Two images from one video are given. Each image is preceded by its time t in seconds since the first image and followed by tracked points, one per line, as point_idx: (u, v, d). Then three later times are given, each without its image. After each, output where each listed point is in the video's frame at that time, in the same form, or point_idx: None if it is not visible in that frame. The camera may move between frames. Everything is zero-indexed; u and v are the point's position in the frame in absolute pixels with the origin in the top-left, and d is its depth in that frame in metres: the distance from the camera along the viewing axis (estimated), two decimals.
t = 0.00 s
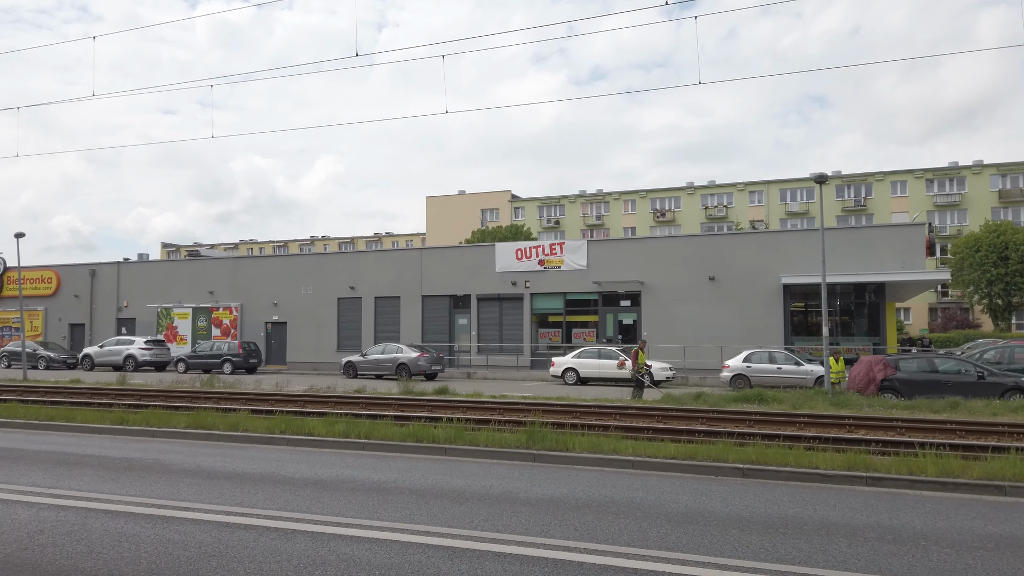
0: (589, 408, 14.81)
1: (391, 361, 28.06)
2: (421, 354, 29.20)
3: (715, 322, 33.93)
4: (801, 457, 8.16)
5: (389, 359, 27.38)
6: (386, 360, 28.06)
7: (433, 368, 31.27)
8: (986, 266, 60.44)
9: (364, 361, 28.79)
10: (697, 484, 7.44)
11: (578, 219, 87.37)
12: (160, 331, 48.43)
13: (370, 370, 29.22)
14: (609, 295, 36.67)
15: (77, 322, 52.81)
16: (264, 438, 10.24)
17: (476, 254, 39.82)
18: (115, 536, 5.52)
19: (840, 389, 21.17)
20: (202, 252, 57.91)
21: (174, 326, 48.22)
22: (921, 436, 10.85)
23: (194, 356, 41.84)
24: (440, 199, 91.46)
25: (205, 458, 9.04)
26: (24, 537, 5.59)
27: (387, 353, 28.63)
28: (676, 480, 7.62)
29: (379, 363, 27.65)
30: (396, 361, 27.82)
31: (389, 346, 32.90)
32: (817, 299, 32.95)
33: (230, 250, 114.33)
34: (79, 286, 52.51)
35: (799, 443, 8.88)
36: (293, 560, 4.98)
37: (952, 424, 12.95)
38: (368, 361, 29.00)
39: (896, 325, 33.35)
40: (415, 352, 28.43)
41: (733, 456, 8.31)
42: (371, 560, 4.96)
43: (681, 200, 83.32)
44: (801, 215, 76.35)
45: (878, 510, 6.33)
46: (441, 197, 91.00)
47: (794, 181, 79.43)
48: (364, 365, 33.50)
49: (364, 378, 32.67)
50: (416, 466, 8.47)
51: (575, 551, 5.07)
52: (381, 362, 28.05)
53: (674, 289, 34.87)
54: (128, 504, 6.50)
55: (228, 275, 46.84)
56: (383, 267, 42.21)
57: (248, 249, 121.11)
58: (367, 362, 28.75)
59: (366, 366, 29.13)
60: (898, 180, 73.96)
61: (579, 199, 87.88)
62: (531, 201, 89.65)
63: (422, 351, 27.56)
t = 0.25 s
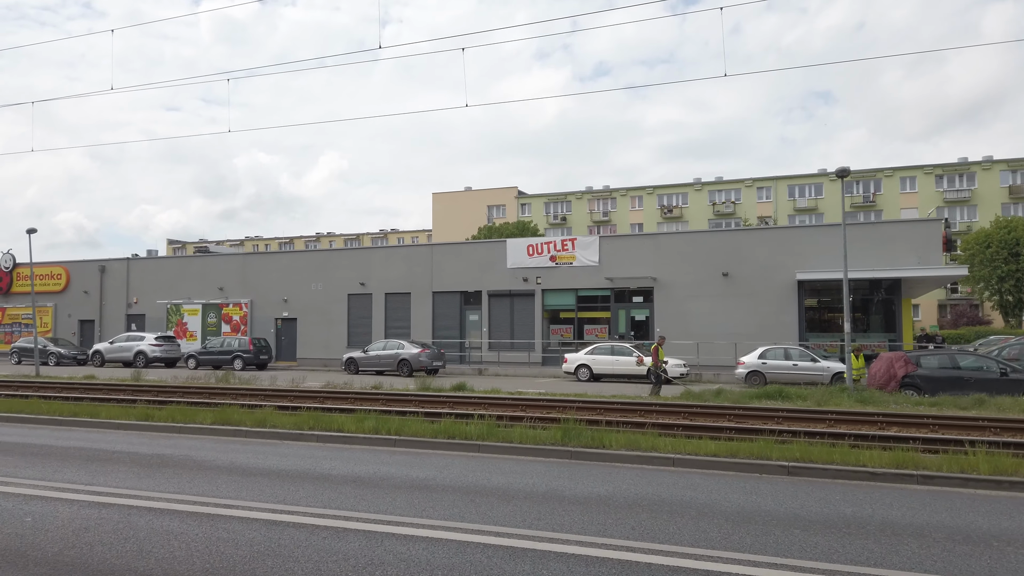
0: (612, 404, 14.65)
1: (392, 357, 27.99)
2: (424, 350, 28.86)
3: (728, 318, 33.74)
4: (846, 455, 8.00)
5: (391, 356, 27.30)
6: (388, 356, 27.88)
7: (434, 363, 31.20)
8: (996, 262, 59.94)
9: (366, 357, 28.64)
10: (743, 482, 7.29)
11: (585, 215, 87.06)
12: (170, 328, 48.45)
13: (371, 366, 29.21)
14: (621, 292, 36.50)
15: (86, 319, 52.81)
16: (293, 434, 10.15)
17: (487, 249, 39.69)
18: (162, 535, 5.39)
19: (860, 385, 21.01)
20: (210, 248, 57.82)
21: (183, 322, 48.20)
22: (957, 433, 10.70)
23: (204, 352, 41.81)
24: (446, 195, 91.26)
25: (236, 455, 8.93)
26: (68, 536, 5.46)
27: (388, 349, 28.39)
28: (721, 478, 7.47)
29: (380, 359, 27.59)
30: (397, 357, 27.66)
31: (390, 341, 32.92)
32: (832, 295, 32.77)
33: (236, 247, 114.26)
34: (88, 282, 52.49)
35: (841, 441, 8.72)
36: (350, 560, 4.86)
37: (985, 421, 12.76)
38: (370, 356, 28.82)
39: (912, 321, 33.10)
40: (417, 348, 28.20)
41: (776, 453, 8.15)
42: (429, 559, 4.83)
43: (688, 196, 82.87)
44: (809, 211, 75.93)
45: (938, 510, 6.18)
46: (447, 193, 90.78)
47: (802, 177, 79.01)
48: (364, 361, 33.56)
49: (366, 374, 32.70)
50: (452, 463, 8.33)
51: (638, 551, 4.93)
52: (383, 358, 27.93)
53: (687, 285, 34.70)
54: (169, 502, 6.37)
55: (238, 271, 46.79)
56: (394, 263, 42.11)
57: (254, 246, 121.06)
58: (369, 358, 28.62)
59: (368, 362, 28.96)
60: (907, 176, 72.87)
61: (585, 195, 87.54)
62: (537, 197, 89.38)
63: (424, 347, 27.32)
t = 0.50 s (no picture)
0: (634, 404, 14.51)
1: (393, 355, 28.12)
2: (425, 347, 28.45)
3: (741, 317, 33.58)
4: (892, 459, 7.84)
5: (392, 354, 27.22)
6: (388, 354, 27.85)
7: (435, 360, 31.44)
8: (1007, 260, 59.30)
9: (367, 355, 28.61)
10: (790, 487, 7.13)
11: (591, 213, 86.71)
12: (179, 326, 48.46)
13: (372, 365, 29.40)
14: (633, 290, 36.33)
15: (95, 317, 52.80)
16: (320, 435, 10.05)
17: (497, 247, 39.54)
18: (208, 543, 5.26)
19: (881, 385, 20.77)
20: (218, 246, 57.76)
21: (193, 320, 48.20)
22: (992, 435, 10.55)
23: (214, 350, 41.75)
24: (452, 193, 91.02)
25: (266, 457, 8.81)
26: (112, 543, 5.34)
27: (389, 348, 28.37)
28: (766, 482, 7.31)
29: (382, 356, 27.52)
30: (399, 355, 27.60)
31: (390, 339, 33.13)
32: (848, 294, 32.56)
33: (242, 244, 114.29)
34: (97, 280, 52.51)
35: (882, 444, 8.55)
36: (404, 571, 4.71)
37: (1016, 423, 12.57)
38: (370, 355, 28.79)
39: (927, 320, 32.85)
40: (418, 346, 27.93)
41: (818, 456, 7.99)
42: (486, 570, 4.67)
43: (696, 193, 82.35)
44: (818, 209, 75.53)
45: (999, 518, 6.00)
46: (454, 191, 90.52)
47: (811, 174, 78.55)
48: (364, 358, 33.77)
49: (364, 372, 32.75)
50: (487, 466, 8.19)
51: (700, 563, 4.76)
52: (384, 355, 27.92)
53: (700, 283, 34.53)
54: (209, 507, 6.24)
55: (248, 269, 46.73)
56: (404, 261, 41.99)
57: (260, 244, 121.18)
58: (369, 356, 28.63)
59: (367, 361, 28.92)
60: (917, 173, 72.42)
61: (592, 193, 87.15)
62: (544, 195, 89.06)
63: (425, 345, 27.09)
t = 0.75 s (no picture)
0: (656, 403, 14.35)
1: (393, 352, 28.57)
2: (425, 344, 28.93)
3: (754, 314, 33.43)
4: (938, 458, 7.64)
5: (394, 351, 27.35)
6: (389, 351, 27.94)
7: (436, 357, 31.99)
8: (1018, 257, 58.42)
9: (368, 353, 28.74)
10: (838, 487, 6.93)
11: (597, 210, 86.36)
12: (188, 323, 48.39)
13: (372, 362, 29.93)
14: (644, 287, 36.14)
15: (103, 314, 52.77)
16: (346, 434, 9.89)
17: (507, 245, 39.39)
18: (251, 546, 5.09)
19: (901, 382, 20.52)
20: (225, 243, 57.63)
21: (201, 317, 48.11)
22: None
23: (223, 348, 41.66)
24: (458, 190, 90.77)
25: (295, 455, 8.67)
26: (151, 546, 5.17)
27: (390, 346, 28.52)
28: (812, 482, 7.11)
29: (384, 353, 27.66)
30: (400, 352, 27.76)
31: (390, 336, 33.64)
32: (862, 290, 32.34)
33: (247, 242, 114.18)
34: (105, 278, 52.45)
35: (926, 443, 8.36)
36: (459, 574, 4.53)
37: None
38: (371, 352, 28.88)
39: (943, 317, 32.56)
40: (419, 343, 28.14)
41: (863, 456, 7.79)
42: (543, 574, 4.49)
43: (702, 190, 81.84)
44: (826, 206, 75.08)
45: None
46: (459, 188, 90.26)
47: (818, 171, 78.16)
48: (366, 356, 34.07)
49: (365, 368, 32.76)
50: (521, 465, 8.01)
51: (768, 567, 4.57)
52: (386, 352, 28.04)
53: (712, 280, 34.36)
54: (245, 507, 6.07)
55: (257, 266, 46.68)
56: (413, 258, 41.89)
57: (264, 242, 121.04)
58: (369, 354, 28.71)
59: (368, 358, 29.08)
60: (925, 170, 72.02)
61: (598, 190, 86.78)
62: (550, 192, 88.75)
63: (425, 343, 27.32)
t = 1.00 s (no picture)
0: (676, 403, 14.18)
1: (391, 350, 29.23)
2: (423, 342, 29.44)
3: (764, 312, 33.34)
4: (983, 461, 7.48)
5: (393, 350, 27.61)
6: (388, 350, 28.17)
7: (433, 357, 32.68)
8: None
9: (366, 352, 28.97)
10: (886, 491, 6.76)
11: (601, 207, 86.00)
12: (193, 322, 48.18)
13: (370, 361, 30.81)
14: (653, 285, 35.97)
15: (108, 313, 52.57)
16: (371, 435, 9.74)
17: (514, 243, 39.22)
18: (295, 556, 4.91)
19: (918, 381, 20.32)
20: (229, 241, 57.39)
21: (206, 316, 47.92)
22: None
23: (229, 346, 41.50)
24: (460, 187, 90.48)
25: (323, 458, 8.53)
26: (191, 555, 4.98)
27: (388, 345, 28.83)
28: (858, 487, 6.94)
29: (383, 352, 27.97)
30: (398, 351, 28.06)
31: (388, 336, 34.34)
32: (873, 288, 32.17)
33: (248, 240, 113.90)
34: (110, 276, 52.24)
35: (968, 445, 8.19)
36: None
37: None
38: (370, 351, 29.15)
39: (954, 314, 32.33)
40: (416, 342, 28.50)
41: (906, 458, 7.63)
42: None
43: (706, 187, 81.43)
44: (830, 203, 74.78)
45: None
46: (462, 186, 89.95)
47: (822, 168, 77.85)
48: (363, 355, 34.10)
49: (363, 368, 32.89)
50: (556, 468, 7.84)
51: None
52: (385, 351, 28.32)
53: (722, 277, 34.25)
54: (281, 513, 5.89)
55: (262, 264, 46.53)
56: (420, 256, 41.74)
57: (266, 240, 120.77)
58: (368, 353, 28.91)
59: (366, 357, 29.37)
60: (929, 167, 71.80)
61: (601, 188, 86.43)
62: (553, 190, 88.44)
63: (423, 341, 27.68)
